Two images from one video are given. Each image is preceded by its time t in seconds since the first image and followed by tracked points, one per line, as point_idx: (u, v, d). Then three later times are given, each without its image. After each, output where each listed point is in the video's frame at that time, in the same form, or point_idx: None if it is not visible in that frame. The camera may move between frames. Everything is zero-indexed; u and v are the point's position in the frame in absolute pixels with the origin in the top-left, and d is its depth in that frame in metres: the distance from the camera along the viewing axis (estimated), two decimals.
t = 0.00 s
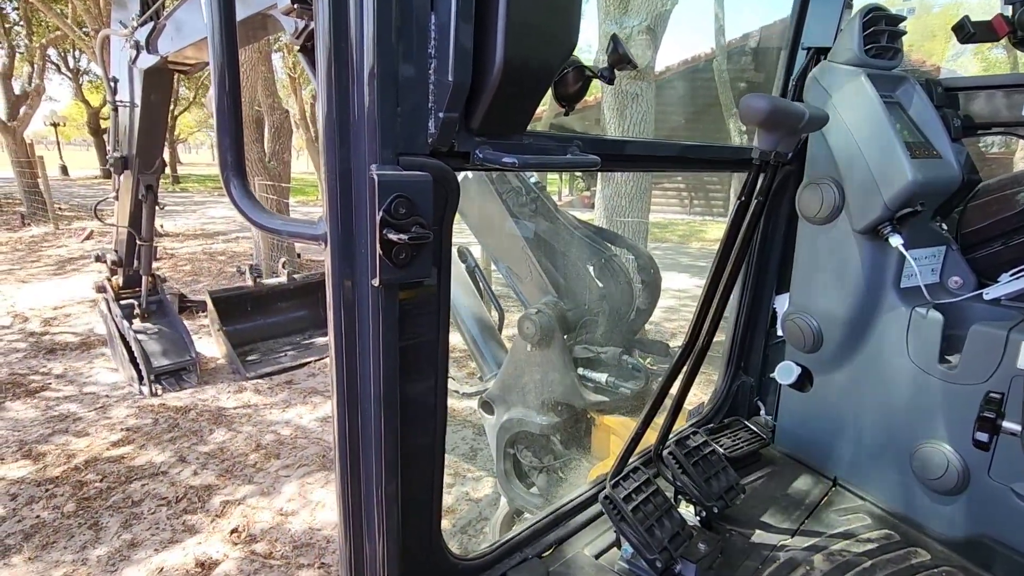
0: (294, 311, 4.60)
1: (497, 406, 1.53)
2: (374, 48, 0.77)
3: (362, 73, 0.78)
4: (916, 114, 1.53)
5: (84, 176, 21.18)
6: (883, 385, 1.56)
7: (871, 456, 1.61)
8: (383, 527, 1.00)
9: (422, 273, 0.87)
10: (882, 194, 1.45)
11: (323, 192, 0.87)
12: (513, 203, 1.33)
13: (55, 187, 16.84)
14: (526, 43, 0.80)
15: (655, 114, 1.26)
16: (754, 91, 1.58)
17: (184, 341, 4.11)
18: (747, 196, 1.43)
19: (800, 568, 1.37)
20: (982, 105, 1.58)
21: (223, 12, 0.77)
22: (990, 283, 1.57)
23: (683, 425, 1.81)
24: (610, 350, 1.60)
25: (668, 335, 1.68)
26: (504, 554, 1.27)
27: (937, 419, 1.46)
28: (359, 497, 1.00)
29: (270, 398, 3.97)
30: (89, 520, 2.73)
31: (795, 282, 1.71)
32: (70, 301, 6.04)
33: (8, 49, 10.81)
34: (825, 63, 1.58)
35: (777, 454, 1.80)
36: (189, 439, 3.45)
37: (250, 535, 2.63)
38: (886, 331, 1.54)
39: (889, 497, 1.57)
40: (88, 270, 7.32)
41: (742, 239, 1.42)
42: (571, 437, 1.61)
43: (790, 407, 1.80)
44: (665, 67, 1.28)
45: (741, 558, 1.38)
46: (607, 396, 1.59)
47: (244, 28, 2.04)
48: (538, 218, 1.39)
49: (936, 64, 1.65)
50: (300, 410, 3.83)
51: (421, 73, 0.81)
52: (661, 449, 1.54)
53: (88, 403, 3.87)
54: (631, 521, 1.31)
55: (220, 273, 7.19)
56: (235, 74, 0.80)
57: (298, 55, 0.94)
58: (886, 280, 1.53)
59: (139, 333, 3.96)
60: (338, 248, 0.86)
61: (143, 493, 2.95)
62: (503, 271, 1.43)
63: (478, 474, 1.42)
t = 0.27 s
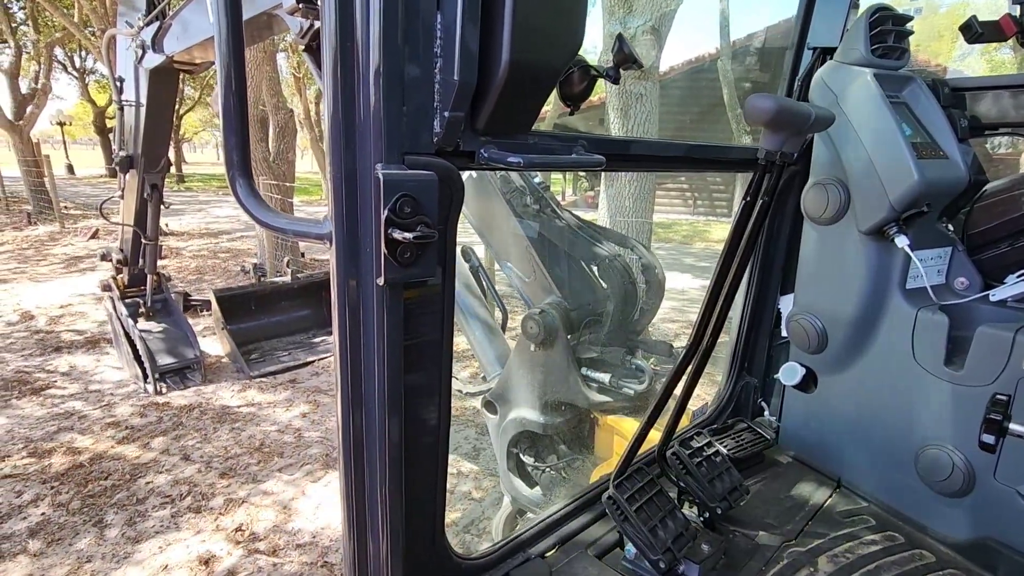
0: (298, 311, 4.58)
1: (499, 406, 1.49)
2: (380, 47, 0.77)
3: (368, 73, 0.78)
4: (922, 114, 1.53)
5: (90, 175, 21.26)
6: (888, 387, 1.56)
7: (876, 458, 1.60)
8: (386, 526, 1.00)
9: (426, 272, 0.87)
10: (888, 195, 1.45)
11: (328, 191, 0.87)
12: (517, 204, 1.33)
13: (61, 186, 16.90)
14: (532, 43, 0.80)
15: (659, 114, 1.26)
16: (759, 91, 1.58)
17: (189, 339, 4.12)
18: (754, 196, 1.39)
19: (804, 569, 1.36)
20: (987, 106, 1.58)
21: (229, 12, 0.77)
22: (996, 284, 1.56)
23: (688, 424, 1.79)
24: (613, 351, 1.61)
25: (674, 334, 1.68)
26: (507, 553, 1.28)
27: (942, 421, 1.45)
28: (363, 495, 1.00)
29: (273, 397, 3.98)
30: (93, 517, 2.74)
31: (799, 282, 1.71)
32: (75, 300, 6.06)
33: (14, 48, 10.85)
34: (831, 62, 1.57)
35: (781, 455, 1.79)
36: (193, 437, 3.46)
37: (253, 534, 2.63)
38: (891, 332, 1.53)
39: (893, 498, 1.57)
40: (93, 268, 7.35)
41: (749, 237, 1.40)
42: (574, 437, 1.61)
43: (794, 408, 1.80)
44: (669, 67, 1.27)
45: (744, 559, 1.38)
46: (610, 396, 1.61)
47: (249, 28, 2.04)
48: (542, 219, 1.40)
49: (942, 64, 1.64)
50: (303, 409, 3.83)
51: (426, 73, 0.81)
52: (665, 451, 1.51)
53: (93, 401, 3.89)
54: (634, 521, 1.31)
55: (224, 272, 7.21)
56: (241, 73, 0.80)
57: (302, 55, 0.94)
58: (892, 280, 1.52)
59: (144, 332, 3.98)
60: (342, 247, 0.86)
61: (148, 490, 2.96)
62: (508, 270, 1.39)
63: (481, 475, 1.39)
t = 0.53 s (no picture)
0: (303, 309, 4.62)
1: (505, 405, 1.49)
2: (387, 47, 0.78)
3: (375, 72, 0.79)
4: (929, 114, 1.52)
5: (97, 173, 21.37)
6: (893, 387, 1.55)
7: (880, 458, 1.60)
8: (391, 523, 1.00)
9: (432, 271, 0.87)
10: (894, 194, 1.44)
11: (335, 189, 0.88)
12: (524, 203, 1.33)
13: (69, 184, 17.01)
14: (539, 43, 0.81)
15: (664, 113, 1.27)
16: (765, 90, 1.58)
17: (195, 337, 4.15)
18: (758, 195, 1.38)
19: (808, 568, 1.37)
20: (996, 106, 1.57)
21: (238, 12, 0.78)
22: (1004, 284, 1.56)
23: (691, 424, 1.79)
24: (618, 349, 1.61)
25: (681, 334, 1.67)
26: (513, 548, 1.28)
27: (947, 421, 1.45)
28: (368, 493, 1.00)
29: (279, 395, 4.00)
30: (101, 512, 2.77)
31: (805, 281, 1.71)
32: (83, 297, 6.10)
33: (23, 47, 10.92)
34: (838, 61, 1.57)
35: (785, 454, 1.79)
36: (199, 433, 3.48)
37: (259, 530, 2.65)
38: (897, 332, 1.53)
39: (898, 499, 1.57)
40: (101, 265, 7.39)
41: (753, 237, 1.40)
42: (578, 435, 1.61)
43: (799, 407, 1.80)
44: (675, 66, 1.27)
45: (748, 558, 1.39)
46: (615, 395, 1.60)
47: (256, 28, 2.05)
48: (546, 216, 1.40)
49: (950, 64, 1.64)
50: (308, 407, 3.85)
51: (433, 73, 0.81)
52: (669, 449, 1.50)
53: (101, 397, 3.92)
54: (638, 519, 1.31)
55: (230, 270, 7.24)
56: (250, 72, 0.81)
57: (310, 54, 0.95)
58: (898, 280, 1.52)
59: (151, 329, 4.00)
60: (349, 244, 0.86)
61: (155, 486, 2.98)
62: (513, 270, 1.44)
63: (485, 472, 1.42)
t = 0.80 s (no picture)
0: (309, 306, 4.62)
1: (511, 402, 1.49)
2: (397, 43, 0.78)
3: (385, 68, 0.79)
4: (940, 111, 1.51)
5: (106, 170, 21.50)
6: (901, 385, 1.55)
7: (888, 457, 1.59)
8: (399, 519, 1.01)
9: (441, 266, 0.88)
10: (903, 192, 1.43)
11: (345, 184, 0.88)
12: (531, 200, 1.35)
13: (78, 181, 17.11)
14: (549, 38, 0.80)
15: (672, 111, 1.26)
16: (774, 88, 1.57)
17: (202, 333, 4.17)
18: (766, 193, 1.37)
19: (815, 567, 1.36)
20: (1007, 103, 1.56)
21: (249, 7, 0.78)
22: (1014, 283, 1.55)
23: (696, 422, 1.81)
24: (625, 347, 1.61)
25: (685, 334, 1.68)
26: (517, 547, 1.29)
27: (956, 420, 1.44)
28: (377, 488, 1.00)
29: (285, 391, 4.01)
30: (109, 507, 2.79)
31: (812, 280, 1.70)
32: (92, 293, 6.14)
33: (33, 45, 10.98)
34: (848, 58, 1.56)
35: (792, 453, 1.79)
36: (206, 430, 3.50)
37: (265, 526, 2.66)
38: (905, 330, 1.52)
39: (906, 499, 1.56)
40: (109, 262, 7.44)
41: (761, 236, 1.40)
42: (585, 433, 1.61)
43: (806, 406, 1.79)
44: (683, 63, 1.27)
45: (755, 556, 1.38)
46: (621, 393, 1.59)
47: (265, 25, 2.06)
48: (553, 213, 1.41)
49: (960, 62, 1.63)
50: (314, 403, 3.86)
51: (442, 69, 0.82)
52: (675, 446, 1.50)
53: (109, 393, 3.95)
54: (645, 516, 1.31)
55: (237, 267, 7.27)
56: (260, 67, 0.81)
57: (317, 50, 0.95)
58: (907, 278, 1.51)
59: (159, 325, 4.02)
60: (359, 240, 0.87)
61: (162, 481, 3.00)
62: (520, 268, 1.44)
63: (491, 469, 1.41)
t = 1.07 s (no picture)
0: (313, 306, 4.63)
1: (514, 402, 1.49)
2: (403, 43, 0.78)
3: (391, 68, 0.80)
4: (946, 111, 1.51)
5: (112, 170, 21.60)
6: (907, 386, 1.54)
7: (893, 458, 1.59)
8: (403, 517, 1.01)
9: (446, 266, 0.88)
10: (909, 192, 1.43)
11: (350, 184, 0.88)
12: (534, 199, 1.37)
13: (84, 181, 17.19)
14: (554, 37, 0.81)
15: (676, 110, 1.26)
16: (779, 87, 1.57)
17: (207, 333, 4.18)
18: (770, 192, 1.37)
19: (819, 567, 1.36)
20: (1013, 102, 1.58)
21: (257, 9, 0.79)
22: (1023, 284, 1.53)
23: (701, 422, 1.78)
24: (629, 347, 1.60)
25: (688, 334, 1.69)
26: (521, 546, 1.29)
27: (962, 421, 1.44)
28: (381, 487, 1.01)
29: (290, 391, 4.02)
30: (115, 505, 2.80)
31: (816, 280, 1.71)
32: (98, 292, 6.17)
33: (40, 45, 11.03)
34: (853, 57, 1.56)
35: (796, 454, 1.79)
36: (211, 428, 3.52)
37: (270, 524, 2.67)
38: (911, 331, 1.52)
39: (911, 500, 1.55)
40: (115, 262, 7.47)
41: (765, 237, 1.40)
42: (589, 433, 1.61)
43: (811, 407, 1.78)
44: (688, 63, 1.27)
45: (759, 556, 1.38)
46: (624, 392, 1.57)
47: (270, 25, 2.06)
48: (557, 213, 1.43)
49: (966, 61, 1.63)
50: (318, 403, 3.87)
51: (447, 69, 0.82)
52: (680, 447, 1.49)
53: (115, 392, 3.96)
54: (648, 516, 1.31)
55: (242, 266, 7.29)
56: (267, 67, 0.82)
57: (323, 51, 0.95)
58: (911, 279, 1.51)
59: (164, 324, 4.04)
60: (364, 239, 0.87)
61: (168, 479, 3.01)
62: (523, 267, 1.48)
63: (495, 470, 1.39)
